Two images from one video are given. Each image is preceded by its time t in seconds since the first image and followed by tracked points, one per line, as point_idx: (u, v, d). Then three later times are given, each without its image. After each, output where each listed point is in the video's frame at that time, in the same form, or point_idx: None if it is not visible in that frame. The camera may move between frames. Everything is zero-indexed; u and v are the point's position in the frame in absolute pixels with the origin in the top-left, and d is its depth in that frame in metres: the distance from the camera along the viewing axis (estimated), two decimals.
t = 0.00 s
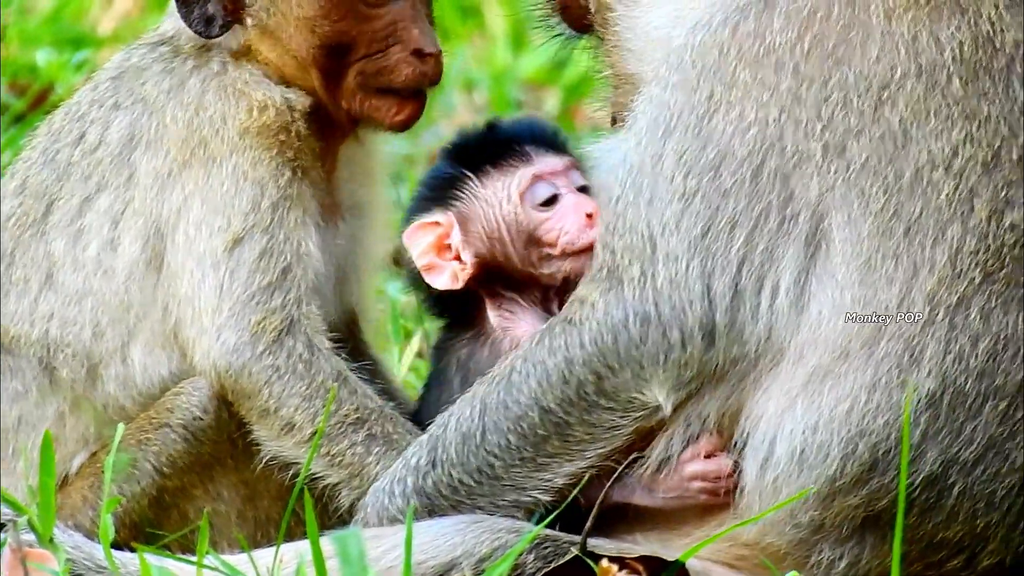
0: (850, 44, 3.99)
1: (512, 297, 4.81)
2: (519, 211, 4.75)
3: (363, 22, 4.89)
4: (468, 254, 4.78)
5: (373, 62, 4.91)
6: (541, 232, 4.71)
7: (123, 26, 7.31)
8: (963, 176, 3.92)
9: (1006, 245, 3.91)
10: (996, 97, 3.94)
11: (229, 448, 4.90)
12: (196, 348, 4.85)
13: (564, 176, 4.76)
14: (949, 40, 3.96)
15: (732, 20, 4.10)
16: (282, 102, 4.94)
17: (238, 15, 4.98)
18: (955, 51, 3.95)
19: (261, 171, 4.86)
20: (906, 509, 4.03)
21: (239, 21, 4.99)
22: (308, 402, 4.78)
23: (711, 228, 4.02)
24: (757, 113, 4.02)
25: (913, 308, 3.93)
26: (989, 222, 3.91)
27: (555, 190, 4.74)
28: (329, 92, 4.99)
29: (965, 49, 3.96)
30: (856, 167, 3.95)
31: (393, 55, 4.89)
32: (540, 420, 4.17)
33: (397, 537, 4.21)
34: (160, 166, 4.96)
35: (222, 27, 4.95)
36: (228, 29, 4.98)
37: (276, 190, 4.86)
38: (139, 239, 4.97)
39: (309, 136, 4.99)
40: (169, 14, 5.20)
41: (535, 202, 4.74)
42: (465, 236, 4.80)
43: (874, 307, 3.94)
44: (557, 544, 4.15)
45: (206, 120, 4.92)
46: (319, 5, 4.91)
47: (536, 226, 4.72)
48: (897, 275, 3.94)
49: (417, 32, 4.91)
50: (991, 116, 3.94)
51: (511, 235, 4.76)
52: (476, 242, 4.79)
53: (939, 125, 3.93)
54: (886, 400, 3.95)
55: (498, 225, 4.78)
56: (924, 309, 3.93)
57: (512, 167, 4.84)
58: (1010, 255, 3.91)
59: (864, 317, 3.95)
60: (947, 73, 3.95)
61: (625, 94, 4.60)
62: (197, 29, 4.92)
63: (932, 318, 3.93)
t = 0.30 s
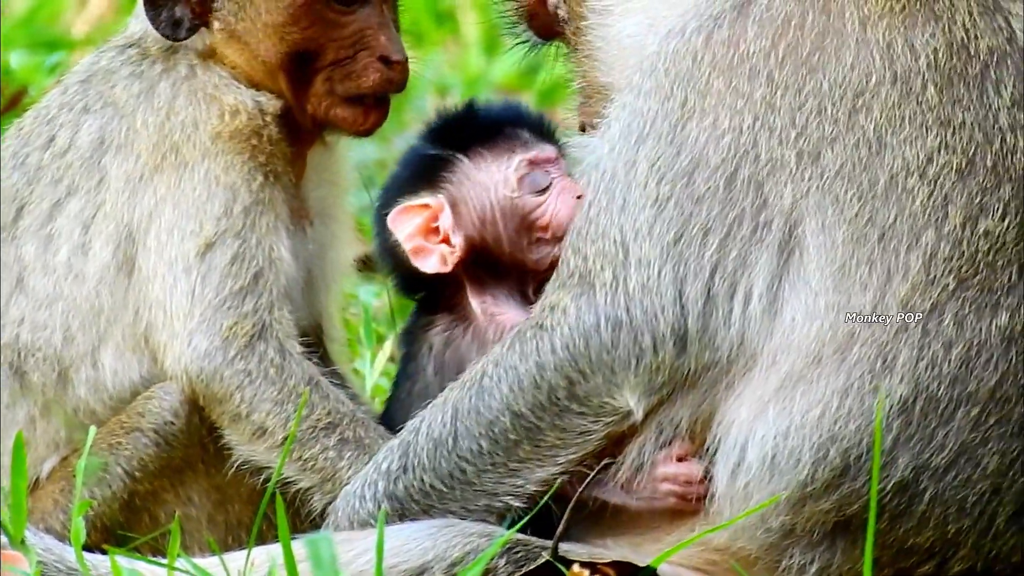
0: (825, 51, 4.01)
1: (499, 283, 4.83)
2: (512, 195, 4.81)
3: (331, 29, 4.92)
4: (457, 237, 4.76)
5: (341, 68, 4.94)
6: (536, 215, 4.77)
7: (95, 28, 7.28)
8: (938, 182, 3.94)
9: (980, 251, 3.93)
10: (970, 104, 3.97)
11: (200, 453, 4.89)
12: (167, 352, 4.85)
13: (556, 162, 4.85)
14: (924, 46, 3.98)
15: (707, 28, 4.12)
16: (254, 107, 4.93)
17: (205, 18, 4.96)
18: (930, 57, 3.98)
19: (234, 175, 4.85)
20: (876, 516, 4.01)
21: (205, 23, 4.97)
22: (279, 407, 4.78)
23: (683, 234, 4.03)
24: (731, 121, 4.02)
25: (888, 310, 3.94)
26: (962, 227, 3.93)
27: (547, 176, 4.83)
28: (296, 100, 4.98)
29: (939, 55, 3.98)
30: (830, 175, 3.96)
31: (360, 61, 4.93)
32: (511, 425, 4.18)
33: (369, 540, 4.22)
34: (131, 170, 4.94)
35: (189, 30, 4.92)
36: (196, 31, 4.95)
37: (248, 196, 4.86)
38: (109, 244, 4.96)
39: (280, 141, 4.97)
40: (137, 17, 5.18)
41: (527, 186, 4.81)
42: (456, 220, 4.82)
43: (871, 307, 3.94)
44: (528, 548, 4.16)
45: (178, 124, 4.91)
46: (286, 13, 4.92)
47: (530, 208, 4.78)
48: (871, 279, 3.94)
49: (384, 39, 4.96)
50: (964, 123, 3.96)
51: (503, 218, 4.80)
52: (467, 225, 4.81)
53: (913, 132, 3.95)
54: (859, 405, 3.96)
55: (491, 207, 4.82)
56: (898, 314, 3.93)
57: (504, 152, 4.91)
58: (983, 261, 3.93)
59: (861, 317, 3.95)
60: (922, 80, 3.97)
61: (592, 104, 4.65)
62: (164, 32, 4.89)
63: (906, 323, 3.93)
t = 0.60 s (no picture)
0: (804, 59, 4.03)
1: (462, 327, 4.62)
2: (451, 245, 4.55)
3: (290, 34, 4.84)
4: (411, 287, 4.63)
5: (305, 74, 4.86)
6: (475, 266, 4.47)
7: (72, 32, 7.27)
8: (918, 189, 3.97)
9: (960, 257, 3.97)
10: (950, 109, 4.02)
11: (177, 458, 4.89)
12: (145, 357, 4.85)
13: (491, 202, 4.53)
14: (903, 53, 4.02)
15: (684, 36, 4.13)
16: (227, 109, 4.91)
17: (168, 20, 4.96)
18: (909, 64, 4.02)
19: (208, 179, 4.84)
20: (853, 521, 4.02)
21: (171, 27, 4.97)
22: (256, 412, 4.79)
23: (661, 242, 4.05)
24: (710, 128, 4.04)
25: (867, 307, 3.96)
26: (941, 234, 3.97)
27: (484, 220, 4.51)
28: (267, 101, 4.97)
29: (919, 62, 4.02)
30: (809, 182, 3.99)
31: (324, 67, 4.84)
32: (489, 432, 4.20)
33: (347, 544, 4.23)
34: (106, 174, 4.94)
35: (153, 32, 4.94)
36: (160, 34, 4.96)
37: (224, 199, 4.85)
38: (85, 249, 4.96)
39: (255, 143, 4.96)
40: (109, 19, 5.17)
41: (465, 233, 4.54)
42: (405, 271, 4.63)
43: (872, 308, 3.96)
44: (505, 552, 4.15)
45: (152, 128, 4.90)
46: (245, 17, 4.85)
47: (470, 257, 4.50)
48: (850, 287, 3.97)
49: (346, 42, 4.84)
50: (945, 130, 4.00)
51: (445, 271, 4.56)
52: (415, 277, 4.61)
53: (893, 139, 3.98)
54: (836, 411, 3.98)
55: (433, 257, 4.59)
56: (875, 316, 3.96)
57: (441, 197, 4.63)
58: (963, 266, 3.97)
59: (861, 317, 3.96)
60: (903, 88, 4.01)
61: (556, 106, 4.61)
62: (126, 35, 4.92)
63: (885, 326, 3.96)
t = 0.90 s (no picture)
0: (785, 68, 4.06)
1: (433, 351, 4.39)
2: (413, 277, 4.31)
3: (248, 42, 4.84)
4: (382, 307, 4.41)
5: (265, 81, 4.87)
6: (433, 303, 4.25)
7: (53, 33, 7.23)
8: (903, 190, 3.99)
9: (944, 255, 4.00)
10: (932, 111, 4.05)
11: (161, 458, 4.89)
12: (128, 358, 4.84)
13: (458, 238, 4.26)
14: (885, 58, 4.06)
15: (663, 46, 4.14)
16: (205, 111, 4.91)
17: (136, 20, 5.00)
18: (891, 70, 4.05)
19: (191, 179, 4.82)
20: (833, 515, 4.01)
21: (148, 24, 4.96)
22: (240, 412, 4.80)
23: (644, 248, 4.06)
24: (691, 136, 4.06)
25: (853, 309, 3.97)
26: (927, 232, 3.99)
27: (446, 255, 4.26)
28: (227, 105, 4.96)
29: (901, 68, 4.06)
30: (790, 187, 4.00)
31: (282, 75, 4.85)
32: (474, 437, 4.21)
33: (329, 545, 4.24)
34: (85, 174, 4.91)
35: (120, 32, 4.97)
36: (136, 34, 4.99)
37: (204, 199, 4.83)
38: (65, 249, 4.93)
39: (234, 145, 4.96)
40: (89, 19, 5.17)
41: (428, 267, 4.29)
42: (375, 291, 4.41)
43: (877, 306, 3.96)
44: (488, 552, 4.17)
45: (131, 129, 4.88)
46: (205, 23, 4.86)
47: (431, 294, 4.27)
48: (833, 289, 3.97)
49: (302, 50, 4.82)
50: (928, 132, 4.03)
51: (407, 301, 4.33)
52: (383, 301, 4.39)
53: (877, 142, 4.00)
54: (817, 408, 3.98)
55: (397, 291, 4.36)
56: (862, 315, 3.96)
57: (408, 227, 4.35)
58: (947, 263, 4.00)
59: (863, 315, 3.96)
60: (884, 93, 4.03)
61: (524, 53, 4.50)
62: (96, 34, 4.95)
63: (870, 324, 3.96)
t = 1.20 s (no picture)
0: (772, 72, 4.07)
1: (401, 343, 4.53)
2: (373, 268, 4.48)
3: (231, 50, 4.83)
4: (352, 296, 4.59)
5: (242, 90, 4.86)
6: (389, 295, 4.42)
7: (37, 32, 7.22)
8: (894, 190, 4.00)
9: (934, 253, 4.00)
10: (922, 112, 4.06)
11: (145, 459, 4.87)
12: (111, 359, 4.83)
13: (417, 232, 4.43)
14: (873, 62, 4.07)
15: (650, 49, 4.16)
16: (185, 111, 4.90)
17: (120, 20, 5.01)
18: (879, 73, 4.07)
19: (171, 180, 4.81)
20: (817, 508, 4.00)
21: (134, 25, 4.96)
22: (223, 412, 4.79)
23: (628, 248, 4.08)
24: (677, 138, 4.08)
25: (840, 314, 3.97)
26: (917, 231, 3.99)
27: (405, 248, 4.43)
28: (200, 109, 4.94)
29: (890, 71, 4.08)
30: (777, 188, 4.02)
31: (261, 85, 4.85)
32: (459, 435, 4.23)
33: (313, 543, 4.25)
34: (65, 174, 4.91)
35: (105, 31, 4.98)
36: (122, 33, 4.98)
37: (186, 199, 4.82)
38: (46, 249, 4.93)
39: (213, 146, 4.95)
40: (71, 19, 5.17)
41: (388, 258, 4.46)
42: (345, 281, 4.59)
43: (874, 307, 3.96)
44: (471, 549, 4.18)
45: (111, 128, 4.87)
46: (189, 27, 4.85)
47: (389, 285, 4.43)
48: (820, 289, 3.99)
49: (285, 62, 4.82)
50: (918, 132, 4.05)
51: (369, 291, 4.50)
52: (350, 291, 4.57)
53: (867, 143, 4.02)
54: (802, 403, 3.98)
55: (361, 282, 4.52)
56: (850, 317, 3.97)
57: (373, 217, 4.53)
58: (936, 262, 4.00)
59: (862, 314, 3.96)
60: (873, 96, 4.05)
61: (522, 4, 4.52)
62: (80, 32, 4.96)
63: (856, 326, 3.97)
